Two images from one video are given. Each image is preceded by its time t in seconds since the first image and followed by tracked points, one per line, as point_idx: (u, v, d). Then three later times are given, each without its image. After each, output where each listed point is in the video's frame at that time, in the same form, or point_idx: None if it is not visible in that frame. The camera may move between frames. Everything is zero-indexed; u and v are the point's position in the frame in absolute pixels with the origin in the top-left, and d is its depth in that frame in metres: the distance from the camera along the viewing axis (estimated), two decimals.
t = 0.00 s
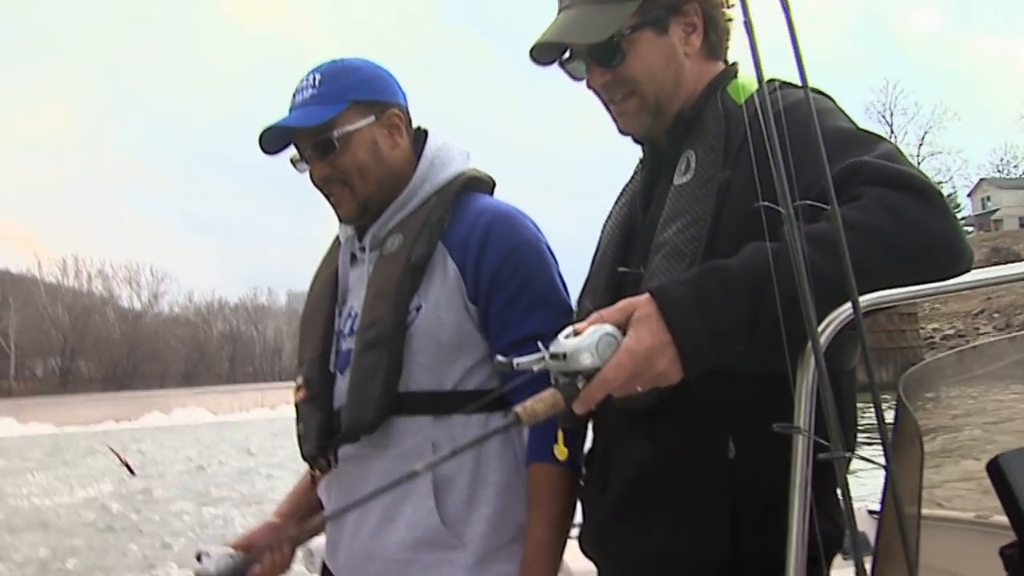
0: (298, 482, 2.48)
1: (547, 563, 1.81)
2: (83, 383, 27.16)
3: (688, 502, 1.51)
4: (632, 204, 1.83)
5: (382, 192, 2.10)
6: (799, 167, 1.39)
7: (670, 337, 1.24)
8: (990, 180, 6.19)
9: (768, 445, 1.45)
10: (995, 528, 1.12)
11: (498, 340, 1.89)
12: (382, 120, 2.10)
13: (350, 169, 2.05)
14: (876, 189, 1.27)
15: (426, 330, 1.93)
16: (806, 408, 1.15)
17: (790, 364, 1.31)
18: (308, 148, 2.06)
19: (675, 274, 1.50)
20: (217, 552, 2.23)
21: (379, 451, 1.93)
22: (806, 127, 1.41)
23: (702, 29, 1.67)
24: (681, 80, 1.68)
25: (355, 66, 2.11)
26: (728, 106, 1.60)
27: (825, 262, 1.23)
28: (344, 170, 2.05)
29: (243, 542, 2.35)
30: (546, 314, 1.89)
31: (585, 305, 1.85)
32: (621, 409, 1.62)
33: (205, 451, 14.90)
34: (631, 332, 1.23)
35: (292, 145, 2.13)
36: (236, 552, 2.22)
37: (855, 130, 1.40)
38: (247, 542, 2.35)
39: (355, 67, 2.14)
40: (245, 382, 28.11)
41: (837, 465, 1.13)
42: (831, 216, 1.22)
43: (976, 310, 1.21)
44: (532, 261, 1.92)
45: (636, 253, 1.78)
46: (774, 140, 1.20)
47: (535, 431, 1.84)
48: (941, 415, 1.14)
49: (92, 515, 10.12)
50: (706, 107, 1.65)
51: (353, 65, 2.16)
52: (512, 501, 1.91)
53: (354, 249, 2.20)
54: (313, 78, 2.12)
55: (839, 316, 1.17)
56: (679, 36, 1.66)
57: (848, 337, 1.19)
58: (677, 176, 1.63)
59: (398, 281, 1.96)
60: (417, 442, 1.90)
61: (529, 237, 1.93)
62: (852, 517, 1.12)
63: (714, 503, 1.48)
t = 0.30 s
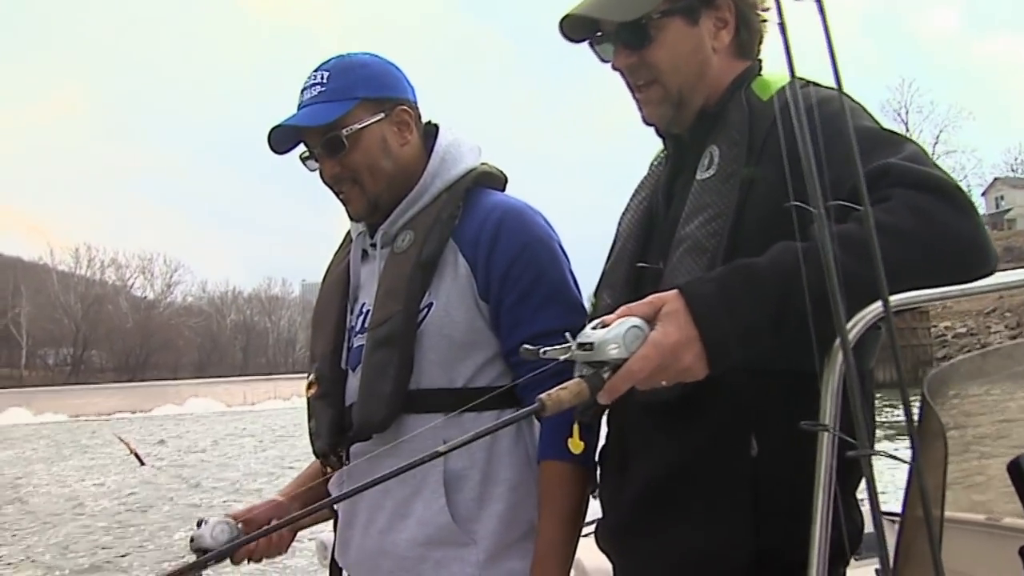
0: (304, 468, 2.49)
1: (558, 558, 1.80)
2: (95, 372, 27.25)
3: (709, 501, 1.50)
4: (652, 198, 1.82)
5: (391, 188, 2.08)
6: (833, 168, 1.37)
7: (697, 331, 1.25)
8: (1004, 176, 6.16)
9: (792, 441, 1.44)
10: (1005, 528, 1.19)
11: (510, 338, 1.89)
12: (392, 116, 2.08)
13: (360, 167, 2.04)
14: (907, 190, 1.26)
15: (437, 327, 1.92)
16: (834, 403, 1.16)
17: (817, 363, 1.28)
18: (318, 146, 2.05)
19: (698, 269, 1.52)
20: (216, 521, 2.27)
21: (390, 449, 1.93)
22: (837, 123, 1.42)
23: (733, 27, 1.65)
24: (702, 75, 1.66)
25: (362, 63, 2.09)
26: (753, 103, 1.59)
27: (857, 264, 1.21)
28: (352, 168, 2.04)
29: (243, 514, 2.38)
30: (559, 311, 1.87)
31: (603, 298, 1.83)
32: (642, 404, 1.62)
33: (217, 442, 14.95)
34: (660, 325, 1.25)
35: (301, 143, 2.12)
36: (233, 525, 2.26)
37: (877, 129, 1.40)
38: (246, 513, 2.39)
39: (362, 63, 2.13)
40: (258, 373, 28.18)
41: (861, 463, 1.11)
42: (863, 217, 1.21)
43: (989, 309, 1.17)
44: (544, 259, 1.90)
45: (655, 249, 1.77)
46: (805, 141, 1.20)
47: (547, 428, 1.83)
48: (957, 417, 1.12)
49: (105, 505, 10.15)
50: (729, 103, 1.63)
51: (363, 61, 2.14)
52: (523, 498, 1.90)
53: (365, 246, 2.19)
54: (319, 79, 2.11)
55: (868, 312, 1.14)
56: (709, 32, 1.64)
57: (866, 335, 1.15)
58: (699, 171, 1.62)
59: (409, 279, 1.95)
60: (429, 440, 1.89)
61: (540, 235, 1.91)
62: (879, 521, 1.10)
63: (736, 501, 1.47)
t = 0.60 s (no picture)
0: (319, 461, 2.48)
1: (569, 559, 1.79)
2: (120, 366, 27.39)
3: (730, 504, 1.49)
4: (673, 196, 1.81)
5: (404, 189, 2.07)
6: (868, 166, 1.36)
7: (730, 337, 1.25)
8: None
9: (812, 442, 1.44)
10: None
11: (522, 338, 1.88)
12: (404, 116, 2.07)
13: (372, 168, 2.04)
14: (944, 192, 1.27)
15: (449, 328, 1.92)
16: (864, 407, 1.18)
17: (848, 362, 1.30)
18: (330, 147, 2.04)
19: (718, 269, 1.51)
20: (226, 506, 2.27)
21: (404, 449, 1.92)
22: (871, 119, 1.40)
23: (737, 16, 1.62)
24: (701, 64, 1.65)
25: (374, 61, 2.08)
26: (775, 98, 1.59)
27: (896, 270, 1.23)
28: (365, 170, 2.04)
29: (252, 505, 2.38)
30: (573, 311, 1.87)
31: (621, 299, 1.82)
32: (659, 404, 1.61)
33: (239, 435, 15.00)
34: (694, 331, 1.25)
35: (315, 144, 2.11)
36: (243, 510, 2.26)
37: (909, 127, 1.39)
38: (256, 505, 2.39)
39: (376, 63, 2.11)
40: (281, 367, 28.28)
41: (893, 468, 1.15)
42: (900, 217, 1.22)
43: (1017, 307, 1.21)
44: (556, 259, 1.89)
45: (674, 247, 1.77)
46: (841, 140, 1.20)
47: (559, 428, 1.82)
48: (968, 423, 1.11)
49: (129, 497, 10.18)
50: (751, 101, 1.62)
51: (375, 61, 2.13)
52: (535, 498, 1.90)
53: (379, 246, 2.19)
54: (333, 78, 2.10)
55: (902, 312, 1.18)
56: (709, 19, 1.63)
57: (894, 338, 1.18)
58: (720, 167, 1.60)
59: (421, 280, 1.94)
60: (443, 439, 1.89)
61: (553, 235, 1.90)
62: (909, 532, 1.14)
63: (760, 502, 1.47)
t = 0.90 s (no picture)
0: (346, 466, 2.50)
1: (590, 561, 1.79)
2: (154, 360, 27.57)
3: (750, 507, 1.49)
4: (699, 197, 1.80)
5: (428, 189, 2.08)
6: (892, 169, 1.35)
7: (755, 344, 1.25)
8: None
9: (838, 447, 1.45)
10: None
11: (543, 341, 1.88)
12: (428, 118, 2.07)
13: (396, 170, 2.04)
14: (972, 194, 1.25)
15: (472, 330, 1.92)
16: (891, 409, 1.18)
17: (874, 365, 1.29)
18: (355, 150, 2.05)
19: (738, 270, 1.51)
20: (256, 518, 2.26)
21: (426, 450, 1.93)
22: (901, 124, 1.39)
23: (743, 21, 1.60)
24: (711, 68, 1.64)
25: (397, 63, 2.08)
26: (799, 97, 1.58)
27: (921, 272, 1.22)
28: (389, 172, 2.04)
29: (282, 516, 2.38)
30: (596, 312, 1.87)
31: (645, 300, 1.83)
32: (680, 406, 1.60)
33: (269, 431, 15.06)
34: (718, 342, 1.25)
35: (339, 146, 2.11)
36: (274, 522, 2.25)
37: (936, 127, 1.38)
38: (285, 515, 2.38)
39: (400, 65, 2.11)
40: (313, 363, 28.38)
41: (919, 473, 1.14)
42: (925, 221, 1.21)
43: None
44: (579, 260, 1.89)
45: (699, 248, 1.76)
46: (865, 141, 1.19)
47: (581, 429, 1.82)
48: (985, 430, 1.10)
49: (160, 490, 10.23)
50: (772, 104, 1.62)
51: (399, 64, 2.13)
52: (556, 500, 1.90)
53: (402, 248, 2.19)
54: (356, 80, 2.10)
55: (927, 318, 1.17)
56: (716, 23, 1.62)
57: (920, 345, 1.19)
58: (743, 167, 1.60)
59: (444, 282, 1.94)
60: (464, 440, 1.90)
61: (575, 236, 1.90)
62: (936, 538, 1.13)
63: (777, 506, 1.48)
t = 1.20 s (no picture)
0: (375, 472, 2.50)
1: (612, 564, 1.78)
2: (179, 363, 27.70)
3: (776, 510, 1.49)
4: (729, 200, 1.80)
5: (459, 188, 2.08)
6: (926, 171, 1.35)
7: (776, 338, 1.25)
8: None
9: (868, 454, 1.43)
10: None
11: (572, 342, 1.88)
12: (459, 117, 2.07)
13: (426, 168, 2.05)
14: (1006, 195, 1.25)
15: (501, 330, 1.92)
16: (917, 415, 1.17)
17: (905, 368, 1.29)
18: (386, 148, 2.05)
19: (774, 271, 1.50)
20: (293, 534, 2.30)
21: (451, 449, 1.92)
22: (935, 125, 1.39)
23: (778, 22, 1.60)
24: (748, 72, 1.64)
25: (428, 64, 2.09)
26: (836, 100, 1.57)
27: (953, 273, 1.21)
28: (420, 170, 2.05)
29: (316, 528, 2.38)
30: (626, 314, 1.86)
31: (673, 301, 1.84)
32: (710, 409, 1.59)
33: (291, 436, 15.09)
34: (738, 333, 1.26)
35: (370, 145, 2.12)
36: (310, 536, 2.29)
37: (973, 130, 1.37)
38: (320, 528, 2.38)
39: (431, 65, 2.12)
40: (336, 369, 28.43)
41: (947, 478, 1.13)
42: (959, 220, 1.21)
43: None
44: (609, 261, 1.89)
45: (728, 251, 1.76)
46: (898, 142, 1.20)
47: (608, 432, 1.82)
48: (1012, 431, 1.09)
49: (182, 492, 10.27)
50: (807, 107, 1.61)
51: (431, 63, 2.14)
52: (580, 503, 1.89)
53: (431, 247, 2.19)
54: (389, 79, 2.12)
55: (959, 320, 1.17)
56: (751, 27, 1.63)
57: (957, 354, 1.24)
58: (779, 170, 1.60)
59: (473, 282, 1.95)
60: (490, 440, 1.89)
61: (605, 237, 1.90)
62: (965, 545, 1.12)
63: (809, 511, 1.47)
